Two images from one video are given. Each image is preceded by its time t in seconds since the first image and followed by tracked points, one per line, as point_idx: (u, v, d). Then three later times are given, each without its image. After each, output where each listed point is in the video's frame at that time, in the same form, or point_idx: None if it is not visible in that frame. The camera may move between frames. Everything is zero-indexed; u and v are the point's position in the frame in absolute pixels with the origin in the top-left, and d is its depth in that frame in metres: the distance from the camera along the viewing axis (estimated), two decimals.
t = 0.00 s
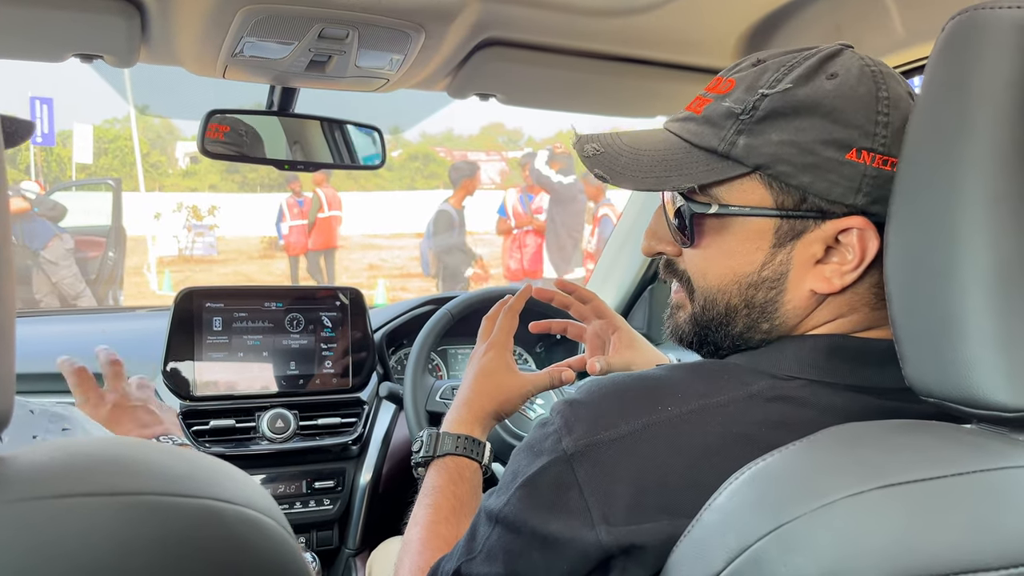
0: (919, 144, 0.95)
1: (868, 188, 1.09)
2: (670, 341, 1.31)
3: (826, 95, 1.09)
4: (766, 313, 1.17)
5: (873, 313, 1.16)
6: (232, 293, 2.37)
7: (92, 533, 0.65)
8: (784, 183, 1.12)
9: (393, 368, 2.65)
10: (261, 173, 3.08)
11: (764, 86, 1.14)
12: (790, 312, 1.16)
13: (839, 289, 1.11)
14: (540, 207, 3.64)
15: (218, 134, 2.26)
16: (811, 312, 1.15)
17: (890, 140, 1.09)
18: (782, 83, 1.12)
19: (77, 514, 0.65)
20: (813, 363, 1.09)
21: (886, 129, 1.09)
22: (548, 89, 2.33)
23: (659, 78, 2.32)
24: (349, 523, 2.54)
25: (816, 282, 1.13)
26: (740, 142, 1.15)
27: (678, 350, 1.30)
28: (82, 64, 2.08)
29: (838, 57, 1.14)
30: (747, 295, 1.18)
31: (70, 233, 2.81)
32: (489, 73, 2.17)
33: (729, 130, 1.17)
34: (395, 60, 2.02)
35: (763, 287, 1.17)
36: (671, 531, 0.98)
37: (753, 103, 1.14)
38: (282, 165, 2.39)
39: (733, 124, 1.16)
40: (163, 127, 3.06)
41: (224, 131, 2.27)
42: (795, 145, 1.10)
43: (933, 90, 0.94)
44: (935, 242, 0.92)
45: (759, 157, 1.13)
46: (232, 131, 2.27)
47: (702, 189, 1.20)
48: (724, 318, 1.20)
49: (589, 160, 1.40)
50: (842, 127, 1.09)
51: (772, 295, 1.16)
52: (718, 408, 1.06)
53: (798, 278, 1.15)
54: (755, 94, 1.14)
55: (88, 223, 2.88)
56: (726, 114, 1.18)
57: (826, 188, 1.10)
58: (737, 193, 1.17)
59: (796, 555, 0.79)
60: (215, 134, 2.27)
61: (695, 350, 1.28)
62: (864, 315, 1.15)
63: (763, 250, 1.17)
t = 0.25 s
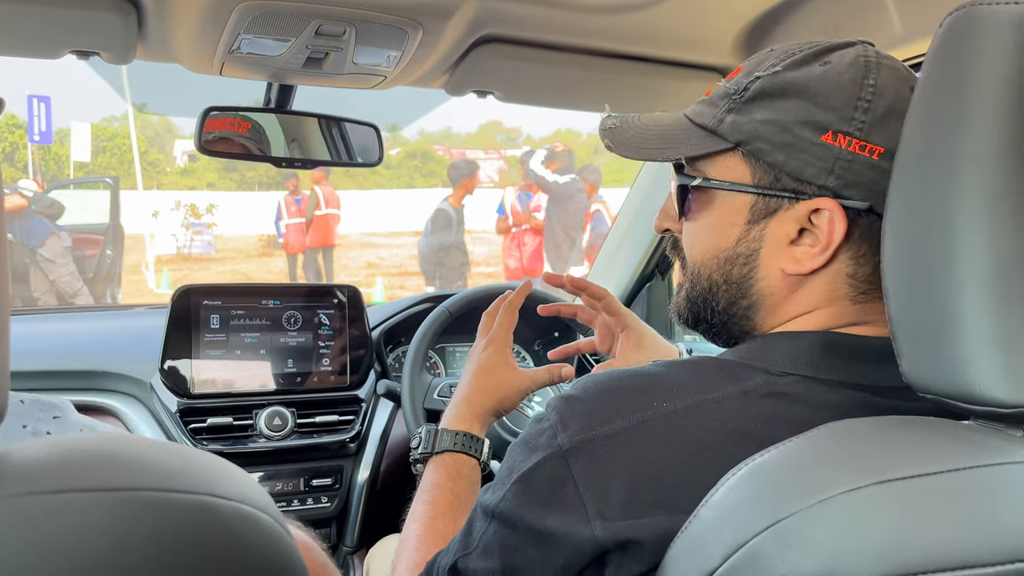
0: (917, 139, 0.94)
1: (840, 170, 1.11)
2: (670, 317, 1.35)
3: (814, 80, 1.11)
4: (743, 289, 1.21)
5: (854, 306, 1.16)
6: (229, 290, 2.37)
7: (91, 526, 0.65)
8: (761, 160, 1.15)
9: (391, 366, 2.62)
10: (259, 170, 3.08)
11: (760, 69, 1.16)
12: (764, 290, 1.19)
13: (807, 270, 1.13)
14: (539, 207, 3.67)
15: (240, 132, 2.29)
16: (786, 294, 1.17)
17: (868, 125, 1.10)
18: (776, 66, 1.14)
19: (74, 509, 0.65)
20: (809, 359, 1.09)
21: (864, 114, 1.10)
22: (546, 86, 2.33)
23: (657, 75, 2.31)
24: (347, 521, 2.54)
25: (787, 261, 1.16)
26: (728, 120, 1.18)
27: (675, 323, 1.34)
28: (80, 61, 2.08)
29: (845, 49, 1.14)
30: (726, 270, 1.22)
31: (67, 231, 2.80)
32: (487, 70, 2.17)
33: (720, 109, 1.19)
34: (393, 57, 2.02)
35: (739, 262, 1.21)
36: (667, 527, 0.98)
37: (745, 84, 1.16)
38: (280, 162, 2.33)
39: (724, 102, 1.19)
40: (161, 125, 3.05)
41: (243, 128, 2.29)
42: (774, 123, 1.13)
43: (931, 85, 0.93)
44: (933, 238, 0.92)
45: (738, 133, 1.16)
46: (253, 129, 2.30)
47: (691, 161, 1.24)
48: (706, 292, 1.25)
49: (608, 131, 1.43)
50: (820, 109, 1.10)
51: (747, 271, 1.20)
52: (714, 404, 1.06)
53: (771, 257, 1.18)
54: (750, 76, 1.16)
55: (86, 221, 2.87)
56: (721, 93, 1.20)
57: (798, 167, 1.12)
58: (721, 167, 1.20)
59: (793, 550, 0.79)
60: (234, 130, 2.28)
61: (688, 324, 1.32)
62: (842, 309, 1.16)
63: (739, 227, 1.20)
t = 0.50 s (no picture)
0: (919, 133, 0.94)
1: (833, 156, 1.11)
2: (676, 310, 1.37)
3: (810, 70, 1.12)
4: (742, 276, 1.22)
5: (850, 295, 1.15)
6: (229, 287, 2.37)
7: (93, 518, 0.65)
8: (757, 146, 1.17)
9: (391, 363, 2.64)
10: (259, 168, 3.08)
11: (760, 62, 1.18)
12: (761, 276, 1.20)
13: (801, 256, 1.14)
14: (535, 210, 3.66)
15: (252, 130, 2.30)
16: (782, 281, 1.18)
17: (861, 112, 1.10)
18: (774, 58, 1.16)
19: (76, 500, 0.65)
20: (809, 352, 1.09)
21: (858, 102, 1.10)
22: (546, 83, 2.33)
23: (657, 71, 2.31)
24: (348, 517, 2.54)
25: (782, 247, 1.17)
26: (728, 111, 1.20)
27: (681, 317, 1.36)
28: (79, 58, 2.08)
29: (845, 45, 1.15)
30: (725, 258, 1.24)
31: (67, 228, 2.83)
32: (487, 67, 2.17)
33: (721, 101, 1.22)
34: (394, 53, 2.02)
35: (738, 249, 1.22)
36: (669, 521, 0.98)
37: (745, 76, 1.18)
38: (280, 158, 2.32)
39: (725, 94, 1.21)
40: (160, 123, 3.03)
41: (254, 126, 2.31)
42: (770, 112, 1.15)
43: (934, 80, 0.93)
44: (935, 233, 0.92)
45: (737, 122, 1.18)
46: (264, 127, 2.32)
47: (692, 153, 1.26)
48: (707, 282, 1.27)
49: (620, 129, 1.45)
50: (814, 97, 1.11)
51: (745, 258, 1.21)
52: (715, 398, 1.06)
53: (767, 244, 1.19)
54: (750, 69, 1.19)
55: (85, 219, 2.88)
56: (724, 86, 1.23)
57: (793, 153, 1.13)
58: (720, 156, 1.22)
59: (794, 543, 0.79)
60: (245, 129, 2.29)
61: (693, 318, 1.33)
62: (839, 297, 1.16)
63: (737, 215, 1.22)
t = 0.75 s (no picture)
0: (920, 130, 0.94)
1: (825, 148, 1.12)
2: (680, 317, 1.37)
3: (799, 68, 1.14)
4: (741, 273, 1.23)
5: (849, 287, 1.15)
6: (230, 285, 2.37)
7: (93, 514, 0.65)
8: (750, 143, 1.18)
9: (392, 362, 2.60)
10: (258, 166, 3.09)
11: (751, 66, 1.21)
12: (761, 271, 1.20)
13: (798, 247, 1.14)
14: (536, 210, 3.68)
15: (260, 134, 2.32)
16: (782, 274, 1.18)
17: (849, 104, 1.12)
18: (764, 62, 1.19)
19: (76, 496, 0.65)
20: (809, 348, 1.09)
21: (846, 95, 1.12)
22: (546, 81, 2.32)
23: (657, 69, 2.31)
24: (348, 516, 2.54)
25: (778, 240, 1.17)
26: (721, 113, 1.22)
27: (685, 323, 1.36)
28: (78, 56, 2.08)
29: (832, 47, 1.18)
30: (725, 256, 1.25)
31: (65, 226, 2.83)
32: (487, 65, 2.17)
33: (714, 105, 1.24)
34: (393, 51, 2.01)
35: (737, 246, 1.23)
36: (669, 519, 0.98)
37: (737, 80, 1.21)
38: (280, 156, 2.36)
39: (719, 98, 1.23)
40: (161, 121, 2.98)
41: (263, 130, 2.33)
42: (761, 109, 1.16)
43: (934, 77, 0.93)
44: (937, 230, 0.92)
45: (730, 122, 1.20)
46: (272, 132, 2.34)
47: (688, 156, 1.27)
48: (709, 282, 1.27)
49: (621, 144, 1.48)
50: (803, 93, 1.13)
51: (744, 255, 1.22)
52: (715, 395, 1.05)
53: (765, 238, 1.19)
54: (742, 73, 1.21)
55: (84, 217, 2.88)
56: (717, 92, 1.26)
57: (785, 146, 1.14)
58: (714, 157, 1.24)
59: (795, 541, 0.79)
60: (253, 133, 2.32)
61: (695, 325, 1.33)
62: (837, 291, 1.15)
63: (734, 212, 1.23)
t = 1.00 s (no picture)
0: (920, 129, 0.94)
1: (801, 149, 1.13)
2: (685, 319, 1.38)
3: (775, 74, 1.16)
4: (732, 276, 1.23)
5: (837, 282, 1.15)
6: (231, 285, 2.38)
7: (93, 510, 0.65)
8: (730, 149, 1.19)
9: (393, 361, 2.63)
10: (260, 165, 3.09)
11: (733, 74, 1.22)
12: (748, 271, 1.21)
13: (781, 247, 1.15)
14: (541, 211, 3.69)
15: (273, 136, 2.33)
16: (768, 274, 1.18)
17: (823, 106, 1.13)
18: (746, 70, 1.20)
19: (75, 494, 0.65)
20: (807, 346, 1.09)
21: (819, 96, 1.13)
22: (548, 80, 2.32)
23: (658, 69, 2.31)
24: (349, 513, 2.55)
25: (763, 242, 1.18)
26: (707, 122, 1.23)
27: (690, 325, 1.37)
28: (80, 55, 2.08)
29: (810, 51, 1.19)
30: (715, 259, 1.26)
31: (65, 225, 2.83)
32: (488, 64, 2.17)
33: (702, 115, 1.26)
34: (395, 50, 2.01)
35: (724, 249, 1.24)
36: (669, 516, 0.98)
37: (720, 89, 1.22)
38: (281, 155, 2.36)
39: (705, 109, 1.25)
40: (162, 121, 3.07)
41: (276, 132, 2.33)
42: (741, 116, 1.18)
43: (934, 77, 0.93)
44: (937, 229, 0.92)
45: (712, 130, 1.21)
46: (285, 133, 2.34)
47: (679, 165, 1.29)
48: (703, 284, 1.28)
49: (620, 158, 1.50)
50: (779, 97, 1.14)
51: (732, 258, 1.23)
52: (714, 393, 1.06)
53: (750, 240, 1.20)
54: (725, 82, 1.23)
55: (84, 216, 2.89)
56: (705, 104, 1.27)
57: (764, 151, 1.15)
58: (699, 163, 1.25)
59: (795, 539, 0.79)
60: (267, 135, 2.32)
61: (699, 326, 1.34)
62: (824, 288, 1.15)
63: (720, 217, 1.23)
